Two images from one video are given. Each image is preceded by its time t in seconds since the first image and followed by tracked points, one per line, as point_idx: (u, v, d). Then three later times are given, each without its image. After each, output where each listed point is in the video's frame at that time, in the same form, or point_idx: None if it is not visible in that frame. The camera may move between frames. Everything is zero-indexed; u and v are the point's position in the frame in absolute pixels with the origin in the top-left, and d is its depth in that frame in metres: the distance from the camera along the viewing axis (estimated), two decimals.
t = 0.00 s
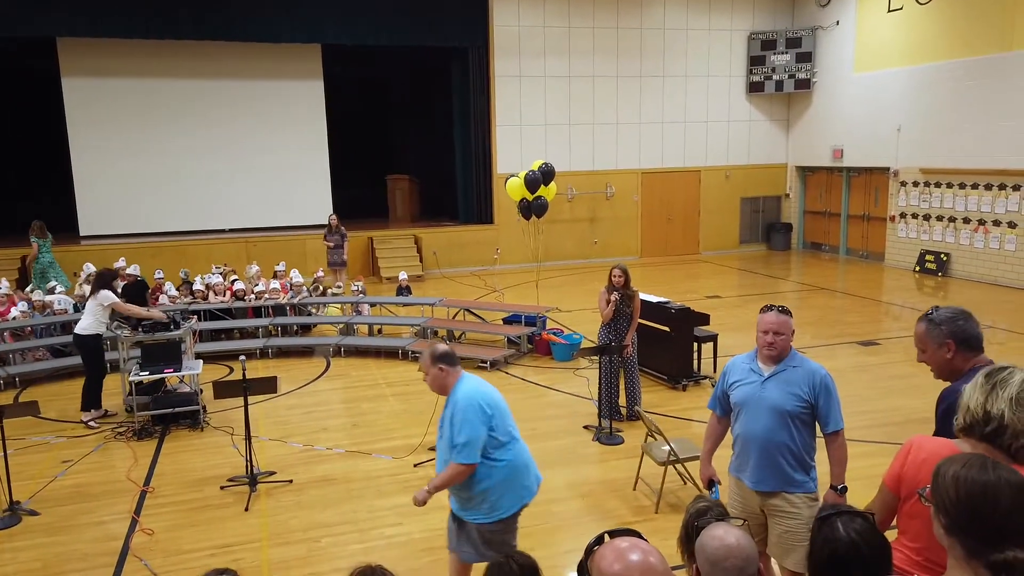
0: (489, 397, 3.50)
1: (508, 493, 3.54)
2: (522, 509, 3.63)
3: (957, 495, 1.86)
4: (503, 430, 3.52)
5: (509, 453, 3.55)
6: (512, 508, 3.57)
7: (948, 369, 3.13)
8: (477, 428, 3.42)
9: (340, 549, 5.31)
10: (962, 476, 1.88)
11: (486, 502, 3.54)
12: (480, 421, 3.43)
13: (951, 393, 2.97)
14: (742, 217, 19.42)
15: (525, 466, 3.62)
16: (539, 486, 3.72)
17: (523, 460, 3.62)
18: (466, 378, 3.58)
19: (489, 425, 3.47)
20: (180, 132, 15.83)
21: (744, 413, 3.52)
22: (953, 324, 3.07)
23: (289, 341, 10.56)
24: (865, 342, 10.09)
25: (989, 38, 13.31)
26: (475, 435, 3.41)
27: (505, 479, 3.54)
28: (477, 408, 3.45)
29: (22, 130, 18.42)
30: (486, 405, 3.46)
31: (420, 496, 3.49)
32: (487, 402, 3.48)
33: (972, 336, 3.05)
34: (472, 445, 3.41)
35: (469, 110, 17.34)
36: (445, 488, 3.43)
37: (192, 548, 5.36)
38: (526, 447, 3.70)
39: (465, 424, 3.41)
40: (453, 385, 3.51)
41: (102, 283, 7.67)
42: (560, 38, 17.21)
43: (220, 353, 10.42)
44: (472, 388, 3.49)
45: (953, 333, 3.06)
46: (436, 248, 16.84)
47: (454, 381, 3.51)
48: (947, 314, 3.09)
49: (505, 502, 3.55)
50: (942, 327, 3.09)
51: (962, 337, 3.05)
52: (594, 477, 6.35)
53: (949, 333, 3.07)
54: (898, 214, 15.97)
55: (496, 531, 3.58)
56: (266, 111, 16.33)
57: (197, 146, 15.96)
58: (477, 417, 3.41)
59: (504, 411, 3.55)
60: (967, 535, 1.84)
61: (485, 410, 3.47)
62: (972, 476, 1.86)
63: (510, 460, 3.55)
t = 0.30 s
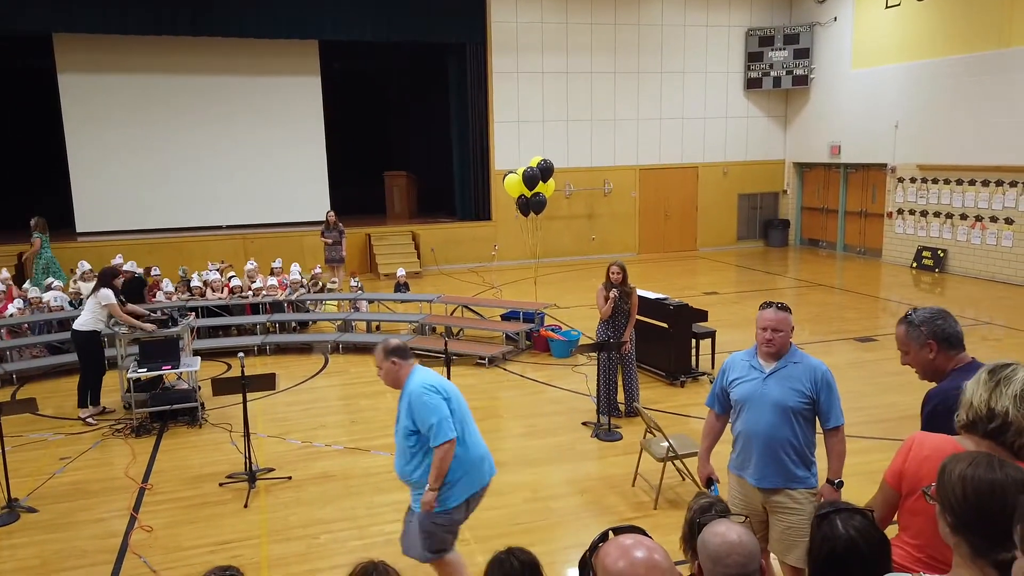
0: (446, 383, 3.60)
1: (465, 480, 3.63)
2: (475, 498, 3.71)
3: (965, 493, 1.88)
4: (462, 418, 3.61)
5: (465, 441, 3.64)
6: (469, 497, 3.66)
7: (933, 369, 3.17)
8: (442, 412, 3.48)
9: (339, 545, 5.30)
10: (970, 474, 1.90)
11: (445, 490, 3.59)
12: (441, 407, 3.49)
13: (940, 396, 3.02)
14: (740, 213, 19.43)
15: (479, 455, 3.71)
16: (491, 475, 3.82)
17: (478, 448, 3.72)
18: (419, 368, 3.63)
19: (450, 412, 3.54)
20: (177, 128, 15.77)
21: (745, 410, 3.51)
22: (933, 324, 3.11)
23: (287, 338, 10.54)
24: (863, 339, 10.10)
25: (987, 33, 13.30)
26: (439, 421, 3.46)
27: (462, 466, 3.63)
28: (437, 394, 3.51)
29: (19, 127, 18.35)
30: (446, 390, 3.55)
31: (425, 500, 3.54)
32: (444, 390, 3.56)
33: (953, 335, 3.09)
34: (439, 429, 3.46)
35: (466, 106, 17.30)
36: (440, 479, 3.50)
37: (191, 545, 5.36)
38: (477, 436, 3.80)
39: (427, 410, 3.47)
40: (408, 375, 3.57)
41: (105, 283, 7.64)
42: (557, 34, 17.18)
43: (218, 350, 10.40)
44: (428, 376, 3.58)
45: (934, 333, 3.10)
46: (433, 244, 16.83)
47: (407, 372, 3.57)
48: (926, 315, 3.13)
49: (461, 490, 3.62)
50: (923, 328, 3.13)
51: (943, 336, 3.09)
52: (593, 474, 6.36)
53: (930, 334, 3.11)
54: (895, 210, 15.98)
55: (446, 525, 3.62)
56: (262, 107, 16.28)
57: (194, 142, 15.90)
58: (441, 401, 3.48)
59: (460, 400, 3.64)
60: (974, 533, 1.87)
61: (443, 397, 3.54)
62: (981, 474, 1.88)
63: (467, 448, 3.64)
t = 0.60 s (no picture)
0: (394, 392, 3.53)
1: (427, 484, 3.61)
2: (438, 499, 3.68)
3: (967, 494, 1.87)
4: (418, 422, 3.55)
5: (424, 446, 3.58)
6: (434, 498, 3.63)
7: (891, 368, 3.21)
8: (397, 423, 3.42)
9: (336, 545, 5.28)
10: (971, 475, 1.89)
11: (414, 495, 3.56)
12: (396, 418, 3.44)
13: (897, 397, 3.06)
14: (736, 213, 19.44)
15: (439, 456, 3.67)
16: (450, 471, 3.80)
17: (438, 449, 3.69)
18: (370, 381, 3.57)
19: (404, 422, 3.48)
20: (173, 126, 15.71)
21: (745, 410, 3.50)
22: (888, 327, 3.13)
23: (283, 337, 10.51)
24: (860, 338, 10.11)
25: (984, 33, 13.33)
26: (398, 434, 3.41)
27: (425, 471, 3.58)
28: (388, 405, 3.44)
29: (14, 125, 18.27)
30: (396, 400, 3.49)
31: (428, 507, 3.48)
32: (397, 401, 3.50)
33: (908, 337, 3.12)
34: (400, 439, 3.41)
35: (463, 105, 17.26)
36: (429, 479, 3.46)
37: (187, 545, 5.34)
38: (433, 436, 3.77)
39: (383, 423, 3.40)
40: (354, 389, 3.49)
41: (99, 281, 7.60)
42: (554, 33, 17.17)
43: (214, 349, 10.36)
44: (375, 389, 3.50)
45: (889, 335, 3.13)
46: (430, 244, 16.82)
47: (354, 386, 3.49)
48: (880, 317, 3.16)
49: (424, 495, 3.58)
50: (878, 331, 3.15)
51: (897, 338, 3.12)
52: (591, 473, 6.35)
53: (884, 336, 3.14)
54: (892, 210, 16.00)
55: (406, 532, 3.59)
56: (258, 106, 16.23)
57: (189, 141, 15.84)
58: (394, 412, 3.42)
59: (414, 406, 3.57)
60: (976, 534, 1.86)
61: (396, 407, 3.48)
62: (983, 475, 1.87)
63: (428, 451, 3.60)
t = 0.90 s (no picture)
0: (338, 404, 3.46)
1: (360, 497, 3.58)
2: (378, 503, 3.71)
3: (959, 490, 1.90)
4: (356, 437, 3.49)
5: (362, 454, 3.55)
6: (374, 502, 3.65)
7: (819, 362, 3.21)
8: (332, 439, 3.35)
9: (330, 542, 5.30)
10: (962, 472, 1.92)
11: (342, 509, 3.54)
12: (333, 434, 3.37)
13: (822, 389, 3.05)
14: (730, 211, 19.52)
15: (378, 458, 3.68)
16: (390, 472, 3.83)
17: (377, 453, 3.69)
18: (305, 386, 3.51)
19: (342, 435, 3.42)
20: (166, 123, 15.67)
21: (739, 408, 3.55)
22: (810, 320, 3.15)
23: (278, 334, 10.51)
24: (852, 335, 10.19)
25: (976, 34, 13.42)
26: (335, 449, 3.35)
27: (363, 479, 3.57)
28: (325, 420, 3.37)
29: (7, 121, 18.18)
30: (336, 414, 3.41)
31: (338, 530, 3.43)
32: (336, 411, 3.42)
33: (831, 330, 3.13)
34: (331, 456, 3.35)
35: (458, 103, 17.27)
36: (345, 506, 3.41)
37: (181, 541, 5.35)
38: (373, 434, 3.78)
39: (317, 438, 3.34)
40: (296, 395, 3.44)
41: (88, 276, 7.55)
42: (549, 32, 17.20)
43: (209, 346, 10.35)
44: (316, 400, 3.42)
45: (812, 329, 3.14)
46: (425, 241, 16.83)
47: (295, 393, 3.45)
48: (804, 311, 3.18)
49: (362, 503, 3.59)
50: (801, 324, 3.17)
51: (820, 331, 3.13)
52: (584, 470, 6.38)
53: (807, 329, 3.16)
54: (884, 209, 16.09)
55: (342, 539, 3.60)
56: (252, 103, 16.20)
57: (183, 137, 15.80)
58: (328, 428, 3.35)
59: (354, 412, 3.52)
60: (966, 529, 1.90)
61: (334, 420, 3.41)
62: (972, 471, 1.90)
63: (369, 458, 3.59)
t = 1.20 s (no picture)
0: (282, 406, 3.42)
1: (302, 504, 3.51)
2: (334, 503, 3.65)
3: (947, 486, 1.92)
4: (294, 441, 3.44)
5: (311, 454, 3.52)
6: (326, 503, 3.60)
7: (762, 355, 3.15)
8: (264, 442, 3.33)
9: (322, 537, 5.30)
10: (949, 468, 1.93)
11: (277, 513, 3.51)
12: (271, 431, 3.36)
13: (769, 384, 2.98)
14: (722, 208, 19.58)
15: (330, 463, 3.59)
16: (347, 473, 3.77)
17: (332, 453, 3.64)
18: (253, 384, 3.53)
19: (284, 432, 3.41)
20: (157, 118, 15.58)
21: (732, 405, 3.58)
22: (754, 313, 3.09)
23: (270, 330, 10.49)
24: (842, 333, 10.25)
25: (967, 33, 13.49)
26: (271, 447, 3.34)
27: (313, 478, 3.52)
28: (263, 422, 3.35)
29: None
30: (275, 417, 3.38)
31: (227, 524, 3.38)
32: (279, 408, 3.41)
33: (777, 323, 3.06)
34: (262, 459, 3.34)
35: (450, 99, 17.24)
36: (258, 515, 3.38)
37: (173, 537, 5.34)
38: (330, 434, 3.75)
39: (250, 440, 3.33)
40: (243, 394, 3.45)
41: (64, 271, 7.42)
42: (542, 29, 17.19)
43: (201, 341, 10.33)
44: (259, 400, 3.40)
45: (754, 322, 3.08)
46: (417, 237, 16.82)
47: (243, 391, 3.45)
48: (751, 303, 3.12)
49: (311, 504, 3.53)
50: (745, 317, 3.11)
51: (763, 324, 3.06)
52: (576, 466, 6.41)
53: (750, 323, 3.10)
54: (874, 207, 16.19)
55: (292, 540, 3.55)
56: (244, 98, 16.12)
57: (174, 132, 15.72)
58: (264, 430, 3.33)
59: (302, 411, 3.50)
60: (954, 525, 1.93)
61: (276, 418, 3.40)
62: (959, 467, 1.91)
63: (320, 457, 3.54)
